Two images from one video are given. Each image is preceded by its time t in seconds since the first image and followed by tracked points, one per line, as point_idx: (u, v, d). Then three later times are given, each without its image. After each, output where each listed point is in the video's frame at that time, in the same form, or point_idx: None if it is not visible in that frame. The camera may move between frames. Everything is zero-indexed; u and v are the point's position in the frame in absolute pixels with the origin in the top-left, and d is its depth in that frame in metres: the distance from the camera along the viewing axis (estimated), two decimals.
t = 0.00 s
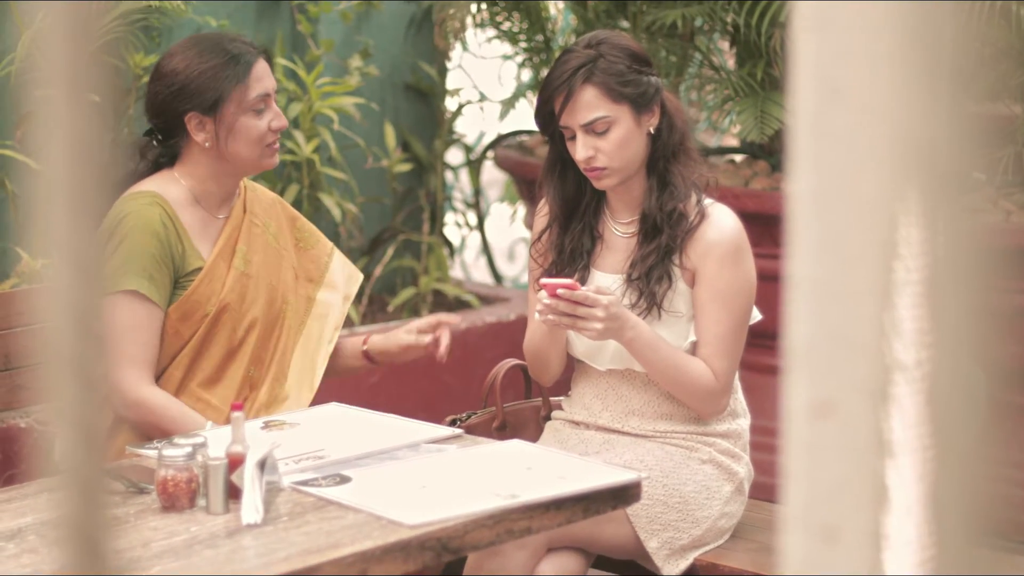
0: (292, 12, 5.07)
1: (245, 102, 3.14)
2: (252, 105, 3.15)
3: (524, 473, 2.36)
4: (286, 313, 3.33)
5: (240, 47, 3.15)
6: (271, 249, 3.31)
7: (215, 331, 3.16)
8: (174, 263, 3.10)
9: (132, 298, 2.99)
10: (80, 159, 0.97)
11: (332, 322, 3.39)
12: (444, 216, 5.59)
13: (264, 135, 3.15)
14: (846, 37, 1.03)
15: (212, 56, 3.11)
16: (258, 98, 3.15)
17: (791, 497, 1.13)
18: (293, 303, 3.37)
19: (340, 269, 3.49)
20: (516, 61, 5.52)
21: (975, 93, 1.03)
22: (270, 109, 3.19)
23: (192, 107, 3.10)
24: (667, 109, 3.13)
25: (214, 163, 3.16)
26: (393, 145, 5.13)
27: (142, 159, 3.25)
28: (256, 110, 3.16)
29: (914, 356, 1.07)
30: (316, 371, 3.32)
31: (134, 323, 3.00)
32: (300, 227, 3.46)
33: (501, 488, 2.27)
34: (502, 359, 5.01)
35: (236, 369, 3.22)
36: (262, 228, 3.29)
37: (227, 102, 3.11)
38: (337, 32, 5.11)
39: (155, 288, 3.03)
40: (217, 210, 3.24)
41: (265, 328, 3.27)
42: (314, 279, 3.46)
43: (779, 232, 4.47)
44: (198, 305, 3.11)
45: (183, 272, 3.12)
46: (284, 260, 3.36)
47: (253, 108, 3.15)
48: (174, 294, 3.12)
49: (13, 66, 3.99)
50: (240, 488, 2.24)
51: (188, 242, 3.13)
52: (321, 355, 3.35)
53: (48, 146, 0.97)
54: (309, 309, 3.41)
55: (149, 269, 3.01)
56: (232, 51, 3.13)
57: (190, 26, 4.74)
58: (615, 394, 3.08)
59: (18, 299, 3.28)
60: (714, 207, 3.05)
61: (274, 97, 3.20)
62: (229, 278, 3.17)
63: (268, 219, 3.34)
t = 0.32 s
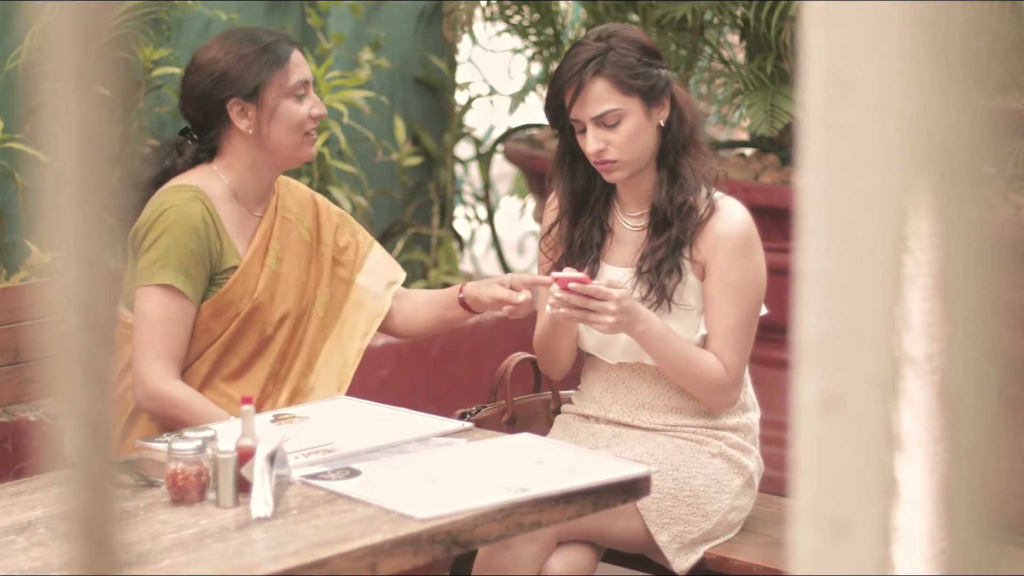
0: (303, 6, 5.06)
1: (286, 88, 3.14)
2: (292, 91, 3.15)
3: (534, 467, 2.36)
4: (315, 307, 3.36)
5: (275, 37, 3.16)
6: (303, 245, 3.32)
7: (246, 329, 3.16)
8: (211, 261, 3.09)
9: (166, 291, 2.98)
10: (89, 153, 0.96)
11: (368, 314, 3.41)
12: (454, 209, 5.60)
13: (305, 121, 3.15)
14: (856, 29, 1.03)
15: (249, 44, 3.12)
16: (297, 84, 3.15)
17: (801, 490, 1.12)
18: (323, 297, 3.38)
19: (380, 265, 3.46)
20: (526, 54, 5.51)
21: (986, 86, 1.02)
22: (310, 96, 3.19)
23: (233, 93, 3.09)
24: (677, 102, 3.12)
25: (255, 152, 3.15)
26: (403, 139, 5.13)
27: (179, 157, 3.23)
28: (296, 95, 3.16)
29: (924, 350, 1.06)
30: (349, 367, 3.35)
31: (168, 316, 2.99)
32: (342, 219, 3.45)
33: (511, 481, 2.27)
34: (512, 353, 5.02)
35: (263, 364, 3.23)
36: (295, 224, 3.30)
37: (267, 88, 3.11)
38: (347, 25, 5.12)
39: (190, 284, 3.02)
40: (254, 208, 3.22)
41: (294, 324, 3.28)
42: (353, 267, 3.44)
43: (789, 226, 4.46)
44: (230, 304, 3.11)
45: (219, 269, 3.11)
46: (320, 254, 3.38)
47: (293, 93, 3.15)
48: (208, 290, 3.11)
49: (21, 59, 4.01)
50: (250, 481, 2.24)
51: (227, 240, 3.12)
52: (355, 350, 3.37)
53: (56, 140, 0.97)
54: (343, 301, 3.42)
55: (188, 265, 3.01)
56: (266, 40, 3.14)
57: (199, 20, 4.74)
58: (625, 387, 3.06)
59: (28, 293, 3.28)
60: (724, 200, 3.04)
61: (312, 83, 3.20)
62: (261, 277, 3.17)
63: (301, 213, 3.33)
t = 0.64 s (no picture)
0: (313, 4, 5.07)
1: (309, 95, 3.15)
2: (314, 97, 3.16)
3: (544, 466, 2.36)
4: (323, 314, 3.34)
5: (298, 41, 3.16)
6: (315, 250, 3.30)
7: (253, 328, 3.15)
8: (219, 258, 3.09)
9: (173, 287, 2.97)
10: (96, 152, 0.96)
11: (371, 327, 3.38)
12: (464, 208, 5.59)
13: (326, 127, 3.17)
14: (866, 28, 1.02)
15: (274, 50, 3.12)
16: (321, 91, 3.16)
17: (811, 489, 1.11)
18: (333, 304, 3.36)
19: (385, 279, 3.45)
20: (536, 53, 5.51)
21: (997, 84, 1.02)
22: (332, 102, 3.20)
23: (255, 99, 3.09)
24: (687, 100, 3.11)
25: (273, 156, 3.16)
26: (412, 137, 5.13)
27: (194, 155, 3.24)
28: (318, 101, 3.17)
29: (934, 349, 1.06)
30: (353, 375, 3.32)
31: (179, 312, 2.99)
32: (351, 229, 3.43)
33: (520, 479, 2.27)
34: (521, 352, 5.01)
35: (270, 366, 3.22)
36: (307, 228, 3.29)
37: (290, 95, 3.12)
38: (357, 23, 5.14)
39: (197, 281, 3.02)
40: (266, 208, 3.23)
41: (303, 327, 3.26)
42: (356, 282, 3.43)
43: (799, 225, 4.46)
44: (238, 302, 3.11)
45: (227, 267, 3.11)
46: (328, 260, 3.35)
47: (314, 100, 3.16)
48: (215, 289, 3.11)
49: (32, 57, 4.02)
50: (259, 480, 2.24)
51: (235, 238, 3.12)
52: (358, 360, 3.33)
53: (64, 139, 0.96)
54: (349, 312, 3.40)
55: (195, 261, 3.00)
56: (290, 47, 3.14)
57: (209, 19, 4.75)
58: (635, 386, 3.06)
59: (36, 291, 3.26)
60: (733, 199, 3.03)
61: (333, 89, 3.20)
62: (271, 277, 3.16)
63: (314, 218, 3.32)
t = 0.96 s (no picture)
0: (325, 5, 5.08)
1: (277, 93, 3.14)
2: (282, 96, 3.15)
3: (555, 466, 2.36)
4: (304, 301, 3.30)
5: (277, 38, 3.15)
6: (289, 237, 3.27)
7: (237, 317, 3.13)
8: (194, 251, 3.07)
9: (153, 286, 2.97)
10: (110, 152, 0.96)
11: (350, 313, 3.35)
12: (476, 208, 5.59)
13: (289, 128, 3.15)
14: (879, 28, 1.02)
15: (250, 43, 3.11)
16: (289, 91, 3.15)
17: (823, 490, 1.11)
18: (312, 290, 3.32)
19: (350, 265, 3.43)
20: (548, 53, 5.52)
21: (1007, 85, 1.02)
22: (298, 104, 3.19)
23: (223, 87, 3.08)
24: (699, 101, 3.11)
25: (235, 151, 3.14)
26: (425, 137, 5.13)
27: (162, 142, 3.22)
28: (284, 102, 3.16)
29: (947, 349, 1.06)
30: (338, 360, 3.29)
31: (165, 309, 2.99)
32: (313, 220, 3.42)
33: (532, 479, 2.27)
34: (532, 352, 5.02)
35: (259, 355, 3.19)
36: (279, 217, 3.26)
37: (258, 90, 3.10)
38: (369, 24, 5.15)
39: (176, 276, 3.00)
40: (236, 197, 3.21)
41: (286, 315, 3.23)
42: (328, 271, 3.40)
43: (812, 226, 4.45)
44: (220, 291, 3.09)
45: (203, 259, 3.09)
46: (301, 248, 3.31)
47: (281, 99, 3.15)
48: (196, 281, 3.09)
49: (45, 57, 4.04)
50: (271, 480, 2.24)
51: (207, 229, 3.10)
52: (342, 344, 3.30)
53: (77, 137, 0.96)
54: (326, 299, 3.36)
55: (169, 257, 2.99)
56: (268, 43, 3.13)
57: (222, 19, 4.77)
58: (646, 387, 3.06)
59: (49, 291, 3.27)
60: (746, 199, 3.03)
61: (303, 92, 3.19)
62: (250, 263, 3.14)
63: (284, 208, 3.30)
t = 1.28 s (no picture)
0: (341, 5, 5.09)
1: (288, 96, 3.14)
2: (294, 99, 3.16)
3: (571, 468, 2.35)
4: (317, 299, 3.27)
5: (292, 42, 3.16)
6: (301, 231, 3.26)
7: (249, 310, 3.14)
8: (210, 240, 3.08)
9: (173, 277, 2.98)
10: (129, 151, 0.89)
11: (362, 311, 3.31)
12: (492, 208, 5.59)
13: (301, 130, 3.16)
14: (894, 29, 1.01)
15: (264, 45, 3.12)
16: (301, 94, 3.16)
17: (840, 491, 1.10)
18: (325, 288, 3.30)
19: (362, 264, 3.38)
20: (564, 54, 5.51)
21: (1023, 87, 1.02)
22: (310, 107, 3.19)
23: (235, 88, 3.09)
24: (715, 102, 3.10)
25: (245, 150, 3.14)
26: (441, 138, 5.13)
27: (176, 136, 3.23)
28: (297, 104, 3.17)
29: (964, 351, 1.06)
30: (349, 358, 3.24)
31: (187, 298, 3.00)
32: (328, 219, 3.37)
33: (547, 480, 2.27)
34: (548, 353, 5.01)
35: (273, 351, 3.20)
36: (291, 213, 3.25)
37: (271, 92, 3.11)
38: (386, 25, 5.12)
39: (195, 265, 3.02)
40: (249, 193, 3.21)
41: (299, 310, 3.22)
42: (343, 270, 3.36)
43: (828, 227, 4.44)
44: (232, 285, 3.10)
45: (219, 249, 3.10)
46: (314, 246, 3.29)
47: (293, 102, 3.15)
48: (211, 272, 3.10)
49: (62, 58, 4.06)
50: (287, 481, 2.25)
51: (222, 219, 3.11)
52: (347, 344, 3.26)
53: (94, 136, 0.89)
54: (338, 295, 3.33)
55: (186, 245, 3.01)
56: (283, 45, 3.14)
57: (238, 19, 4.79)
58: (663, 388, 3.05)
59: (66, 292, 3.28)
60: (762, 200, 3.02)
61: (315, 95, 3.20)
62: (260, 258, 3.14)
63: (296, 205, 3.28)
